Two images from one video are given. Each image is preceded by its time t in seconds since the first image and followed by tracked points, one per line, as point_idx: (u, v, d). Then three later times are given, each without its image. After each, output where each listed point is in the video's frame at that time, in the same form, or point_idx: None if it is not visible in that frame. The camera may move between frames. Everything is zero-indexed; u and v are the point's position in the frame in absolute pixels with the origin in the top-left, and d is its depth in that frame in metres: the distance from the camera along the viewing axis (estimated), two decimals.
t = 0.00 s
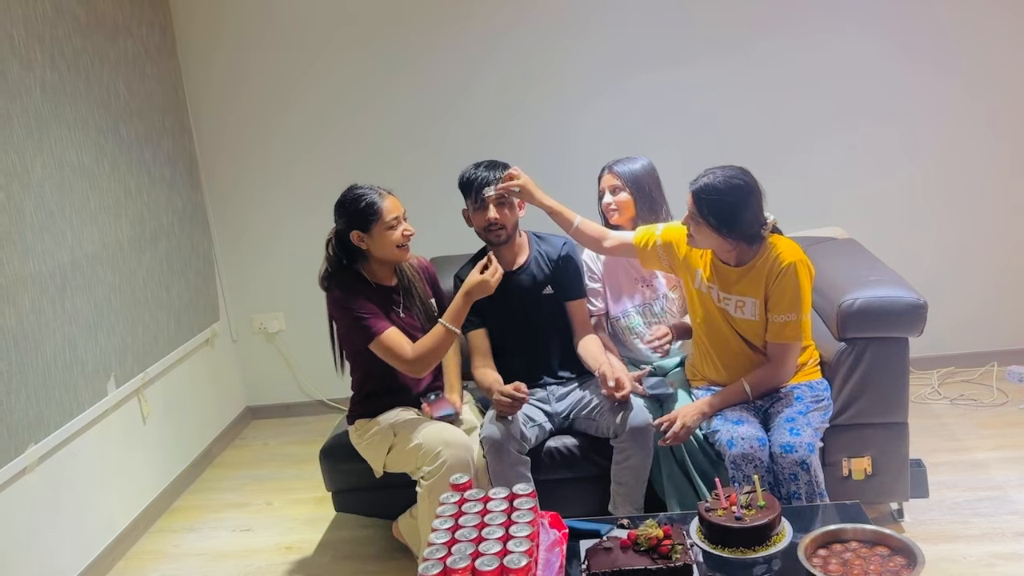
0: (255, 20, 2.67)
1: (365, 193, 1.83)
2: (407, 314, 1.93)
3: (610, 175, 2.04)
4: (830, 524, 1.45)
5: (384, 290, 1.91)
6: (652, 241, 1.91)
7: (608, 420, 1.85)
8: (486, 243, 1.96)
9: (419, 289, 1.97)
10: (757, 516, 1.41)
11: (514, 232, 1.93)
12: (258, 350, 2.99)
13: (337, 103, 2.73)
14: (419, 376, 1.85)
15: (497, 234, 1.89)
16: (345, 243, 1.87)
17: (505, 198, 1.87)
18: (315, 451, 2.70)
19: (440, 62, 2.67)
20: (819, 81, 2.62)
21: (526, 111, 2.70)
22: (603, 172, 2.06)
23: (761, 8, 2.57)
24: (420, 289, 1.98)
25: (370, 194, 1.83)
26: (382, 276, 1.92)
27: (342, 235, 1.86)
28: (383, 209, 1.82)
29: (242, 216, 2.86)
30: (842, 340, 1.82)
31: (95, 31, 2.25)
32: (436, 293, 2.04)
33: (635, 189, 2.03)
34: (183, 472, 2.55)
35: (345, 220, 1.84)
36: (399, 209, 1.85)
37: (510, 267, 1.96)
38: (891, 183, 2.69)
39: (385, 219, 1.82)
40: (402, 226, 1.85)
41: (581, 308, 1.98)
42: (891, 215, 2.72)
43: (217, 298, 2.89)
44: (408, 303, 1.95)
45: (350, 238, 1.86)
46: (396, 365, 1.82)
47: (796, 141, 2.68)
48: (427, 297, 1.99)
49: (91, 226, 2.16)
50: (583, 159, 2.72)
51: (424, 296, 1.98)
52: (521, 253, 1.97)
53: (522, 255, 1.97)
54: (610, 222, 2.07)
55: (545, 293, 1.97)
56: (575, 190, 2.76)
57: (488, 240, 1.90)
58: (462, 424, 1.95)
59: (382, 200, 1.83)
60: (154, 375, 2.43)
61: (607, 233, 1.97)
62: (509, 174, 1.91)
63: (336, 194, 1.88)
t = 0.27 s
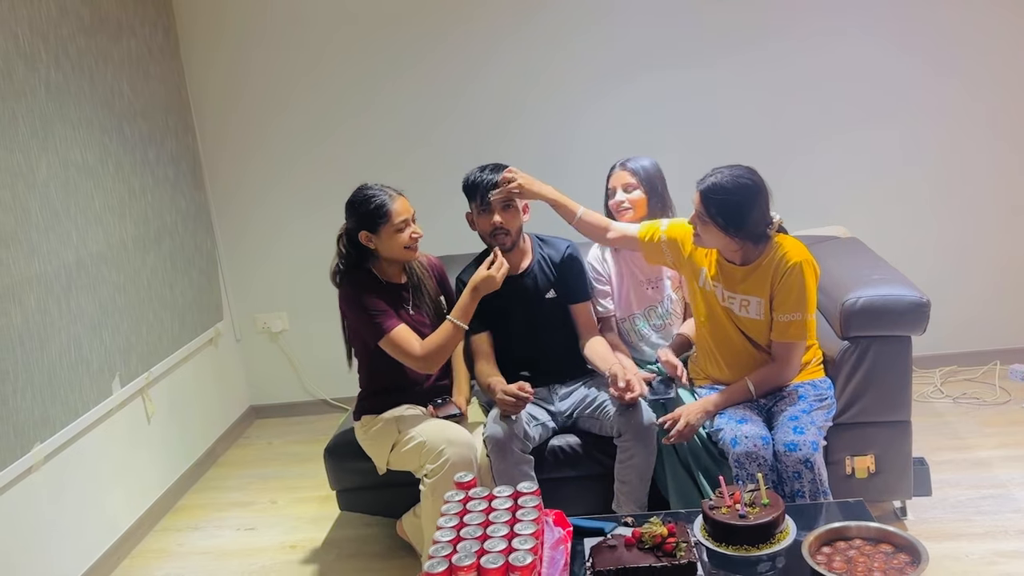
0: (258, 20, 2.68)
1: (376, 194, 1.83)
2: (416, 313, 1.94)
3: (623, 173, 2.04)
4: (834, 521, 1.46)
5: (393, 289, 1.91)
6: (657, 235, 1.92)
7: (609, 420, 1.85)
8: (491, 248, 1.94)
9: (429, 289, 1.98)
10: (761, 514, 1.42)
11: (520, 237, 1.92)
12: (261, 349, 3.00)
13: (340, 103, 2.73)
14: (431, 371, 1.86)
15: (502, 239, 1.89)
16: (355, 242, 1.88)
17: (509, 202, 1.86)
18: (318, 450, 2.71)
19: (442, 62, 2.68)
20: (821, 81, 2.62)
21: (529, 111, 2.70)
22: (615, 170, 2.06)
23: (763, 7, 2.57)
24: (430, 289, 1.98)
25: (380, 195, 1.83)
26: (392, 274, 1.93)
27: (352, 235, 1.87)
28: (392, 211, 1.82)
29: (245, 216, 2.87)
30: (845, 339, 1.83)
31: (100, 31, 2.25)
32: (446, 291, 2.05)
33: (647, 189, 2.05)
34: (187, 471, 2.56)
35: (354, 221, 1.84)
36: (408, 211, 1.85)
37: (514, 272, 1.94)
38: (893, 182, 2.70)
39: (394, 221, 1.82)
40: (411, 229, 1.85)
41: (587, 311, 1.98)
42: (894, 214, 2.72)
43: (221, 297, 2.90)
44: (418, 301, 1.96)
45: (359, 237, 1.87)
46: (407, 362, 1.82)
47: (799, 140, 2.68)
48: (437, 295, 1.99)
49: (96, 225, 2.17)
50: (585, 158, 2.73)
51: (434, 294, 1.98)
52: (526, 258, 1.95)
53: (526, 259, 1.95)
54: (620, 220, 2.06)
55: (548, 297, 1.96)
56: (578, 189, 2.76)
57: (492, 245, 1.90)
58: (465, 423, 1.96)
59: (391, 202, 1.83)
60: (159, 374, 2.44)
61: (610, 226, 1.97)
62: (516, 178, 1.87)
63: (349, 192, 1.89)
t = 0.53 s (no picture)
0: (260, 20, 2.68)
1: (378, 188, 1.84)
2: (419, 309, 1.93)
3: (644, 171, 2.06)
4: (836, 520, 1.46)
5: (397, 285, 1.92)
6: (661, 232, 1.92)
7: (611, 419, 1.85)
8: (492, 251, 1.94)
9: (433, 286, 1.97)
10: (763, 512, 1.42)
11: (521, 240, 1.92)
12: (263, 348, 3.00)
13: (342, 102, 2.73)
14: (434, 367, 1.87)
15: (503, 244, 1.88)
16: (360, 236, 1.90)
17: (510, 207, 1.85)
18: (320, 448, 2.71)
19: (444, 60, 2.68)
20: (823, 79, 2.62)
21: (531, 110, 2.70)
22: (634, 167, 2.07)
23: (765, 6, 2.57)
24: (435, 286, 1.98)
25: (383, 191, 1.84)
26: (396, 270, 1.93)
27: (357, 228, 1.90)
28: (390, 207, 1.82)
29: (247, 215, 2.87)
30: (847, 337, 1.83)
31: (102, 30, 2.26)
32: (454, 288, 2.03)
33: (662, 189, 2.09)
34: (189, 469, 2.56)
35: (358, 214, 1.87)
36: (409, 207, 1.85)
37: (515, 275, 1.94)
38: (895, 181, 2.70)
39: (392, 218, 1.82)
40: (410, 225, 1.85)
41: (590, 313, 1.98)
42: (895, 213, 2.72)
43: (223, 296, 2.90)
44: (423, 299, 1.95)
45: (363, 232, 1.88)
46: (410, 356, 1.82)
47: (800, 139, 2.68)
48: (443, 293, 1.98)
49: (99, 224, 2.17)
50: (587, 157, 2.73)
51: (439, 291, 1.98)
52: (527, 261, 1.95)
53: (528, 262, 1.94)
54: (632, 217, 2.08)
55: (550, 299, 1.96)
56: (580, 188, 2.76)
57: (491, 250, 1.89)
58: (468, 421, 1.96)
59: (392, 198, 1.83)
60: (161, 373, 2.45)
61: (614, 219, 1.98)
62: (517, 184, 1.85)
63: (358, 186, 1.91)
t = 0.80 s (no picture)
0: (260, 16, 2.68)
1: (375, 182, 1.87)
2: (420, 306, 1.93)
3: (644, 171, 2.06)
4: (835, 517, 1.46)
5: (398, 280, 1.93)
6: (662, 229, 1.93)
7: (611, 416, 1.86)
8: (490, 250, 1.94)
9: (434, 282, 1.96)
10: (763, 509, 1.42)
11: (520, 238, 1.91)
12: (264, 345, 3.00)
13: (342, 100, 2.73)
14: (434, 364, 1.87)
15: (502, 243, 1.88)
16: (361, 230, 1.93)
17: (508, 206, 1.85)
18: (321, 445, 2.72)
19: (444, 58, 2.68)
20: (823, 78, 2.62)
21: (531, 107, 2.70)
22: (636, 167, 2.06)
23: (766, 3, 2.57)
24: (437, 284, 1.96)
25: (381, 185, 1.86)
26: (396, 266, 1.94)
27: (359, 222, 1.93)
28: (383, 200, 1.84)
29: (248, 211, 2.88)
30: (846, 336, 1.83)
31: (102, 27, 2.26)
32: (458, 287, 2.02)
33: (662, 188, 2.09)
34: (190, 466, 2.57)
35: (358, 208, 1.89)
36: (404, 201, 1.85)
37: (514, 273, 1.93)
38: (895, 179, 2.70)
39: (385, 212, 1.84)
40: (404, 219, 1.85)
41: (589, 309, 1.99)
42: (895, 211, 2.72)
43: (224, 293, 2.90)
44: (425, 296, 1.95)
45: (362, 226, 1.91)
46: (410, 352, 1.83)
47: (800, 137, 2.68)
48: (444, 291, 1.97)
49: (100, 221, 2.17)
50: (587, 154, 2.73)
51: (441, 289, 1.97)
52: (526, 258, 1.94)
53: (526, 259, 1.94)
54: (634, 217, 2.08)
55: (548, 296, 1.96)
56: (579, 185, 2.76)
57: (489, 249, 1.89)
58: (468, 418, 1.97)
59: (388, 193, 1.84)
60: (162, 369, 2.45)
61: (614, 214, 1.98)
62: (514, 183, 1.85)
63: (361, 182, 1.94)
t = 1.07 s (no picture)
0: (259, 12, 2.68)
1: (376, 178, 1.87)
2: (418, 302, 1.94)
3: (639, 169, 2.07)
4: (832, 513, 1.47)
5: (397, 276, 1.93)
6: (662, 226, 1.93)
7: (609, 413, 1.86)
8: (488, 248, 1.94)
9: (432, 279, 1.97)
10: (760, 505, 1.43)
11: (518, 236, 1.91)
12: (262, 341, 3.00)
13: (341, 96, 2.73)
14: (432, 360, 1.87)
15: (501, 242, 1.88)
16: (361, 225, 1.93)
17: (506, 205, 1.85)
18: (319, 441, 2.72)
19: (443, 54, 2.68)
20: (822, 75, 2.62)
21: (530, 104, 2.70)
22: (631, 164, 2.07)
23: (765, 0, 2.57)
24: (435, 280, 1.97)
25: (382, 181, 1.86)
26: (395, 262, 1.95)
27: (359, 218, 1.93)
28: (383, 196, 1.84)
29: (247, 208, 2.88)
30: (844, 333, 1.84)
31: (102, 23, 2.25)
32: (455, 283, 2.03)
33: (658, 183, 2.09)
34: (189, 461, 2.57)
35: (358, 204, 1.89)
36: (404, 196, 1.86)
37: (513, 270, 1.94)
38: (894, 177, 2.70)
39: (386, 207, 1.84)
40: (404, 215, 1.85)
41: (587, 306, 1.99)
42: (893, 209, 2.73)
43: (223, 289, 2.90)
44: (423, 292, 1.96)
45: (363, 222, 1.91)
46: (410, 348, 1.83)
47: (799, 135, 2.68)
48: (443, 288, 1.98)
49: (99, 217, 2.17)
50: (586, 151, 2.73)
51: (439, 285, 1.97)
52: (524, 255, 1.94)
53: (524, 256, 1.94)
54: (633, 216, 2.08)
55: (547, 293, 1.97)
56: (578, 182, 2.76)
57: (488, 248, 1.89)
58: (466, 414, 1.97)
59: (389, 188, 1.84)
60: (161, 365, 2.45)
61: (613, 212, 1.97)
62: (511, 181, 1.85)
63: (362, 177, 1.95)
